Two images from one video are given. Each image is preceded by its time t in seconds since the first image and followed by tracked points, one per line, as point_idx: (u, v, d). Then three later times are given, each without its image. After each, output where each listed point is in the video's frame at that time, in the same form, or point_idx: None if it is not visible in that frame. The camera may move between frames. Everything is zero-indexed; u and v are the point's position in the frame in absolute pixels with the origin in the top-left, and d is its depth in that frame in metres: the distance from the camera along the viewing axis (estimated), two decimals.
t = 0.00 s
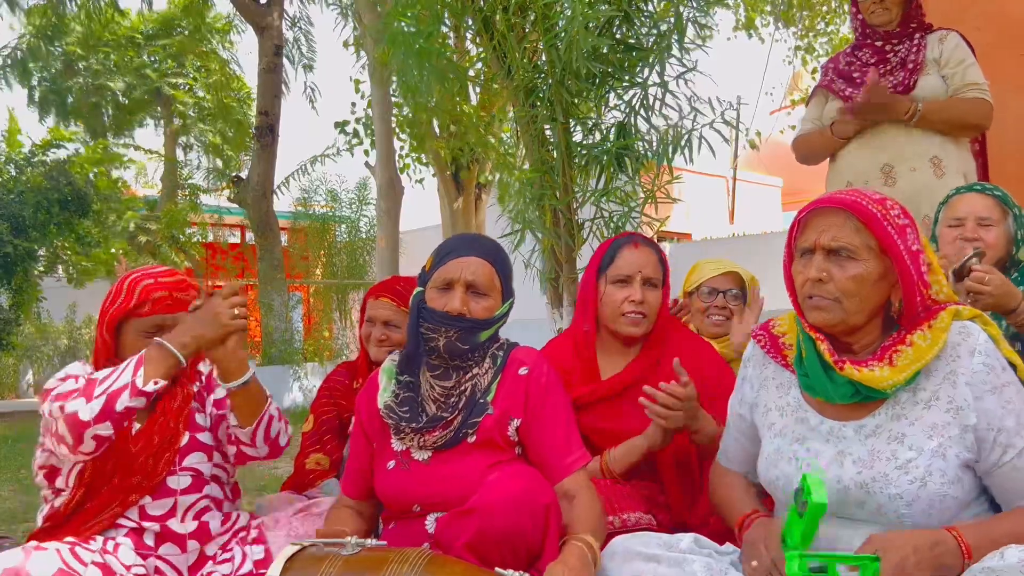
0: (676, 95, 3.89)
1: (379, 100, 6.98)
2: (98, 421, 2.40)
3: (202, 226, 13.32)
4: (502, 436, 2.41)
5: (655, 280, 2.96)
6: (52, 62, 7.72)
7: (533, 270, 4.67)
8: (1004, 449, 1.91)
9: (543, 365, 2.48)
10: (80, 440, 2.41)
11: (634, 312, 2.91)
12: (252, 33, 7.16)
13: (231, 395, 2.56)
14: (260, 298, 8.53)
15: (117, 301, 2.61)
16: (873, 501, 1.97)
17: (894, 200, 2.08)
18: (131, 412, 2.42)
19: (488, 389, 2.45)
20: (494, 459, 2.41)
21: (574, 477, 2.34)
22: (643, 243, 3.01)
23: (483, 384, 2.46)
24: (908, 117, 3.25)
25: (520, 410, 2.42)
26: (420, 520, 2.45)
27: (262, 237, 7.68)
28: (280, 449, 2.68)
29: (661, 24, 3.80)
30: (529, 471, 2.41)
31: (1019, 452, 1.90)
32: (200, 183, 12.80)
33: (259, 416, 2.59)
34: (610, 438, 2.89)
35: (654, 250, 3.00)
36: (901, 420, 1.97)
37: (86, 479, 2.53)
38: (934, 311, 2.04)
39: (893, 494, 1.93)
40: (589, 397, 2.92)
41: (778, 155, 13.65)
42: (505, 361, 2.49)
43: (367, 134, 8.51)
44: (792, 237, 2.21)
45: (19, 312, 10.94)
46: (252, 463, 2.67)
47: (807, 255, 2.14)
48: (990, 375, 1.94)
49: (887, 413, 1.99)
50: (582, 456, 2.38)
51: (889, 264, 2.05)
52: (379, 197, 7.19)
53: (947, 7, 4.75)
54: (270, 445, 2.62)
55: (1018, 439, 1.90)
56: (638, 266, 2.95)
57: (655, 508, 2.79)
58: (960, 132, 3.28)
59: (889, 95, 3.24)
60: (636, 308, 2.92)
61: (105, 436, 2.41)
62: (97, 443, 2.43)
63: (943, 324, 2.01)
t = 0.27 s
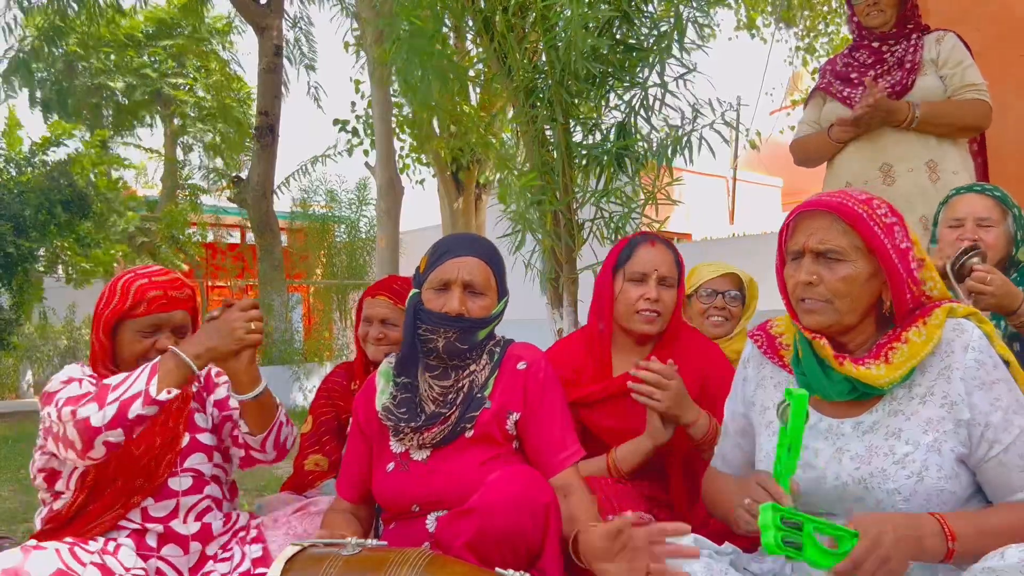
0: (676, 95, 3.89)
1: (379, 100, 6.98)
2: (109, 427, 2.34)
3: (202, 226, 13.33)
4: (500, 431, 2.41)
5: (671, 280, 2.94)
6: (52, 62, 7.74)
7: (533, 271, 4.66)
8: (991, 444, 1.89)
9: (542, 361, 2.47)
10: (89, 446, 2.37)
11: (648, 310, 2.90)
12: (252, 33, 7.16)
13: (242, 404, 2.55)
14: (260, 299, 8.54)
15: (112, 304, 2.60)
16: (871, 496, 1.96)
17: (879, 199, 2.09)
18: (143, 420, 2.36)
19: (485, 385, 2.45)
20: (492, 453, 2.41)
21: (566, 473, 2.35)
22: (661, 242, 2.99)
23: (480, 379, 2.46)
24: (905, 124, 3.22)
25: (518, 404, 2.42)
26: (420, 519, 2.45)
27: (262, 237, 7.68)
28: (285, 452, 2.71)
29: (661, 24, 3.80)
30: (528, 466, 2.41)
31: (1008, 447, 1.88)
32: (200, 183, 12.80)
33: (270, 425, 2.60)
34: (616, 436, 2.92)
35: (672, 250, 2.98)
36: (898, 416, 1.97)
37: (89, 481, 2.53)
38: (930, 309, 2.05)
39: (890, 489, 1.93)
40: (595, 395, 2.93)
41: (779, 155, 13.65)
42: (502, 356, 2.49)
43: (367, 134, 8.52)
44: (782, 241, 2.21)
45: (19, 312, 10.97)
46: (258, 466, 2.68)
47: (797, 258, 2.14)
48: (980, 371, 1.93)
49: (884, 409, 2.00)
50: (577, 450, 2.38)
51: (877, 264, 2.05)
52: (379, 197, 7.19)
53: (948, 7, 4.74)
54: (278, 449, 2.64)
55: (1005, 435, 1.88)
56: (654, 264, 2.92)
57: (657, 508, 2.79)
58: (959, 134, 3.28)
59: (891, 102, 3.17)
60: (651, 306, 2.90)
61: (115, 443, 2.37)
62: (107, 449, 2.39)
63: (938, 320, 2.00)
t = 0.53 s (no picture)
0: (676, 96, 3.89)
1: (379, 101, 6.97)
2: (42, 415, 2.43)
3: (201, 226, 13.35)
4: (497, 429, 2.42)
5: (686, 279, 2.94)
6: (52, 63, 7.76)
7: (533, 271, 4.67)
8: (1002, 448, 1.89)
9: (536, 358, 2.48)
10: (31, 438, 2.45)
11: (663, 307, 2.88)
12: (252, 33, 7.16)
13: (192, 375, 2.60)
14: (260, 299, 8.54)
15: (109, 301, 2.58)
16: (870, 501, 1.96)
17: (864, 202, 2.07)
18: (76, 403, 2.44)
19: (481, 383, 2.46)
20: (490, 450, 2.42)
21: (562, 469, 2.35)
22: (678, 240, 2.98)
23: (476, 378, 2.47)
24: (912, 117, 3.20)
25: (513, 401, 2.43)
26: (419, 519, 2.44)
27: (262, 237, 7.68)
28: (265, 424, 2.68)
29: (661, 24, 3.80)
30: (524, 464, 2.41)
31: (1017, 452, 1.88)
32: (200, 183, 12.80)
33: (227, 391, 2.60)
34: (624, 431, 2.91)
35: (690, 250, 2.98)
36: (898, 421, 1.97)
37: (77, 479, 2.52)
38: (932, 314, 2.05)
39: (890, 494, 1.93)
40: (604, 392, 2.95)
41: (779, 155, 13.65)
42: (497, 355, 2.50)
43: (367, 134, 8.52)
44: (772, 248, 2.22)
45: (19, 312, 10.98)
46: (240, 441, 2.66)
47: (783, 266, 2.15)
48: (986, 375, 1.92)
49: (884, 414, 1.99)
50: (570, 448, 2.39)
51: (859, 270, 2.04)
52: (379, 197, 7.18)
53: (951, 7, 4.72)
54: (250, 416, 2.62)
55: (1016, 440, 1.88)
56: (671, 263, 2.91)
57: (657, 505, 2.79)
58: (954, 133, 3.26)
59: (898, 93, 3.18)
60: (667, 303, 2.89)
61: (52, 430, 2.43)
62: (47, 438, 2.45)
63: (939, 324, 2.01)
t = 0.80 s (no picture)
0: (676, 95, 3.89)
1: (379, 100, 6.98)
2: None
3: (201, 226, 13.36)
4: (499, 430, 2.41)
5: (670, 275, 2.93)
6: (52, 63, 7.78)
7: (533, 271, 4.67)
8: (995, 450, 1.88)
9: (539, 358, 2.47)
10: None
11: (654, 306, 2.88)
12: (252, 33, 7.16)
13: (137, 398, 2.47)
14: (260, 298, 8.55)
15: (115, 298, 2.62)
16: (871, 500, 1.96)
17: (869, 199, 2.06)
18: (20, 443, 2.42)
19: (483, 383, 2.45)
20: (492, 452, 2.41)
21: (569, 468, 2.34)
22: (655, 239, 2.98)
23: (478, 378, 2.46)
24: (901, 124, 3.22)
25: (516, 402, 2.42)
26: (420, 519, 2.44)
27: (262, 237, 7.68)
28: (223, 438, 2.56)
29: (661, 24, 3.79)
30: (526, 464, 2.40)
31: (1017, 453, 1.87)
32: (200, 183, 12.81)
33: (171, 412, 2.46)
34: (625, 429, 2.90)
35: (668, 245, 2.97)
36: (900, 420, 1.96)
37: (69, 482, 2.54)
38: (934, 312, 2.03)
39: (891, 494, 1.93)
40: (602, 392, 2.93)
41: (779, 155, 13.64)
42: (500, 355, 2.49)
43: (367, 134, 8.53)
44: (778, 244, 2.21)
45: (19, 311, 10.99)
46: (208, 452, 2.59)
47: (788, 262, 2.14)
48: (985, 376, 1.92)
49: (886, 413, 1.99)
50: (576, 447, 2.37)
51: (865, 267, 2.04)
52: (379, 197, 7.18)
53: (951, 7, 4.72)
54: (206, 432, 2.51)
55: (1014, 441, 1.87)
56: (650, 262, 2.92)
57: (657, 503, 2.77)
58: (949, 135, 3.28)
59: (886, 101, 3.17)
60: (656, 302, 2.88)
61: (6, 468, 2.43)
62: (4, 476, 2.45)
63: (942, 323, 1.99)
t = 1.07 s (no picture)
0: (676, 95, 3.89)
1: (379, 100, 6.97)
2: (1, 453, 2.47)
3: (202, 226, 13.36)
4: (503, 434, 2.41)
5: (635, 274, 2.93)
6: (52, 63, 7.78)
7: (533, 271, 4.66)
8: (1008, 455, 1.87)
9: (543, 362, 2.47)
10: None
11: (631, 310, 2.91)
12: (252, 33, 7.16)
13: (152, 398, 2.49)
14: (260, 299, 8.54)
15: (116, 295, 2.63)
16: (871, 504, 1.96)
17: (889, 202, 2.07)
18: (31, 440, 2.47)
19: (488, 386, 2.44)
20: (496, 454, 2.40)
21: (569, 475, 2.35)
22: (610, 244, 3.00)
23: (483, 381, 2.46)
24: (903, 125, 3.22)
25: (520, 406, 2.42)
26: (422, 520, 2.44)
27: (262, 237, 7.68)
28: (235, 440, 2.60)
29: (661, 24, 3.79)
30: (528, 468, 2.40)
31: None
32: (201, 182, 12.83)
33: (186, 415, 2.51)
34: (616, 432, 2.90)
35: (622, 245, 2.98)
36: (902, 425, 1.96)
37: (71, 484, 2.52)
38: (939, 316, 2.03)
39: (892, 499, 1.92)
40: (589, 393, 2.92)
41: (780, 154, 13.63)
42: (504, 358, 2.49)
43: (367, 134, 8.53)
44: (789, 239, 2.19)
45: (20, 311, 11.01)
46: (215, 455, 2.62)
47: (801, 259, 2.13)
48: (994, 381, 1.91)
49: (888, 418, 1.98)
50: (578, 453, 2.38)
51: (883, 269, 2.03)
52: (379, 197, 7.18)
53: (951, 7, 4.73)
54: (218, 435, 2.54)
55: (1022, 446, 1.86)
56: (610, 269, 2.92)
57: (656, 503, 2.78)
58: (949, 136, 3.28)
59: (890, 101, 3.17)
60: (631, 305, 2.90)
61: (14, 465, 2.48)
62: (12, 473, 2.50)
63: (946, 329, 1.99)
